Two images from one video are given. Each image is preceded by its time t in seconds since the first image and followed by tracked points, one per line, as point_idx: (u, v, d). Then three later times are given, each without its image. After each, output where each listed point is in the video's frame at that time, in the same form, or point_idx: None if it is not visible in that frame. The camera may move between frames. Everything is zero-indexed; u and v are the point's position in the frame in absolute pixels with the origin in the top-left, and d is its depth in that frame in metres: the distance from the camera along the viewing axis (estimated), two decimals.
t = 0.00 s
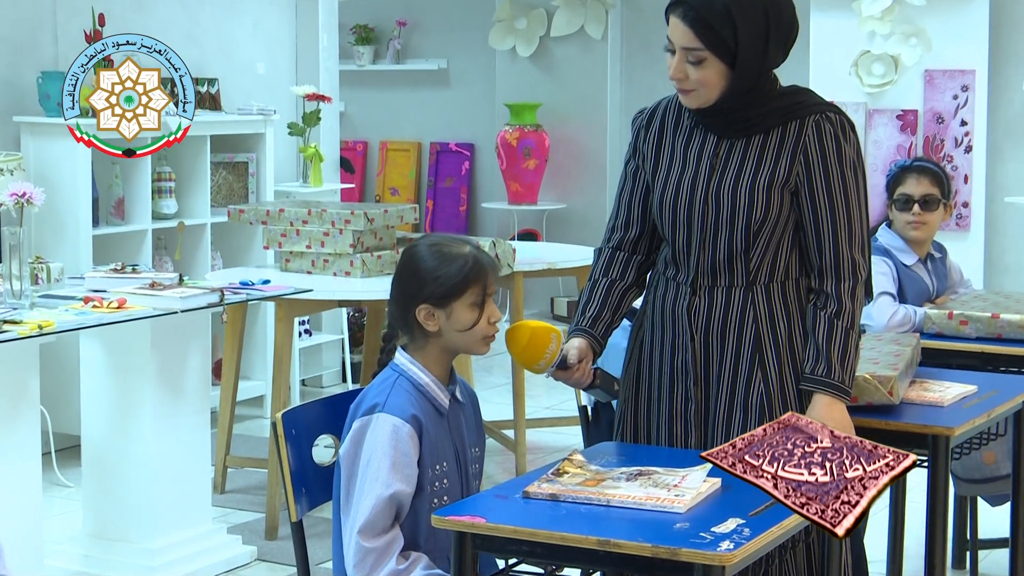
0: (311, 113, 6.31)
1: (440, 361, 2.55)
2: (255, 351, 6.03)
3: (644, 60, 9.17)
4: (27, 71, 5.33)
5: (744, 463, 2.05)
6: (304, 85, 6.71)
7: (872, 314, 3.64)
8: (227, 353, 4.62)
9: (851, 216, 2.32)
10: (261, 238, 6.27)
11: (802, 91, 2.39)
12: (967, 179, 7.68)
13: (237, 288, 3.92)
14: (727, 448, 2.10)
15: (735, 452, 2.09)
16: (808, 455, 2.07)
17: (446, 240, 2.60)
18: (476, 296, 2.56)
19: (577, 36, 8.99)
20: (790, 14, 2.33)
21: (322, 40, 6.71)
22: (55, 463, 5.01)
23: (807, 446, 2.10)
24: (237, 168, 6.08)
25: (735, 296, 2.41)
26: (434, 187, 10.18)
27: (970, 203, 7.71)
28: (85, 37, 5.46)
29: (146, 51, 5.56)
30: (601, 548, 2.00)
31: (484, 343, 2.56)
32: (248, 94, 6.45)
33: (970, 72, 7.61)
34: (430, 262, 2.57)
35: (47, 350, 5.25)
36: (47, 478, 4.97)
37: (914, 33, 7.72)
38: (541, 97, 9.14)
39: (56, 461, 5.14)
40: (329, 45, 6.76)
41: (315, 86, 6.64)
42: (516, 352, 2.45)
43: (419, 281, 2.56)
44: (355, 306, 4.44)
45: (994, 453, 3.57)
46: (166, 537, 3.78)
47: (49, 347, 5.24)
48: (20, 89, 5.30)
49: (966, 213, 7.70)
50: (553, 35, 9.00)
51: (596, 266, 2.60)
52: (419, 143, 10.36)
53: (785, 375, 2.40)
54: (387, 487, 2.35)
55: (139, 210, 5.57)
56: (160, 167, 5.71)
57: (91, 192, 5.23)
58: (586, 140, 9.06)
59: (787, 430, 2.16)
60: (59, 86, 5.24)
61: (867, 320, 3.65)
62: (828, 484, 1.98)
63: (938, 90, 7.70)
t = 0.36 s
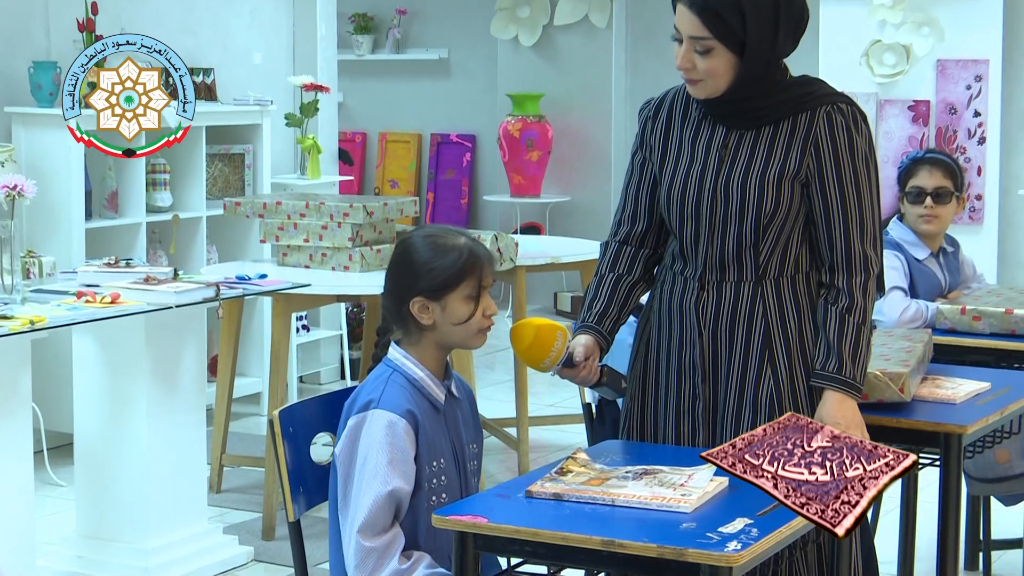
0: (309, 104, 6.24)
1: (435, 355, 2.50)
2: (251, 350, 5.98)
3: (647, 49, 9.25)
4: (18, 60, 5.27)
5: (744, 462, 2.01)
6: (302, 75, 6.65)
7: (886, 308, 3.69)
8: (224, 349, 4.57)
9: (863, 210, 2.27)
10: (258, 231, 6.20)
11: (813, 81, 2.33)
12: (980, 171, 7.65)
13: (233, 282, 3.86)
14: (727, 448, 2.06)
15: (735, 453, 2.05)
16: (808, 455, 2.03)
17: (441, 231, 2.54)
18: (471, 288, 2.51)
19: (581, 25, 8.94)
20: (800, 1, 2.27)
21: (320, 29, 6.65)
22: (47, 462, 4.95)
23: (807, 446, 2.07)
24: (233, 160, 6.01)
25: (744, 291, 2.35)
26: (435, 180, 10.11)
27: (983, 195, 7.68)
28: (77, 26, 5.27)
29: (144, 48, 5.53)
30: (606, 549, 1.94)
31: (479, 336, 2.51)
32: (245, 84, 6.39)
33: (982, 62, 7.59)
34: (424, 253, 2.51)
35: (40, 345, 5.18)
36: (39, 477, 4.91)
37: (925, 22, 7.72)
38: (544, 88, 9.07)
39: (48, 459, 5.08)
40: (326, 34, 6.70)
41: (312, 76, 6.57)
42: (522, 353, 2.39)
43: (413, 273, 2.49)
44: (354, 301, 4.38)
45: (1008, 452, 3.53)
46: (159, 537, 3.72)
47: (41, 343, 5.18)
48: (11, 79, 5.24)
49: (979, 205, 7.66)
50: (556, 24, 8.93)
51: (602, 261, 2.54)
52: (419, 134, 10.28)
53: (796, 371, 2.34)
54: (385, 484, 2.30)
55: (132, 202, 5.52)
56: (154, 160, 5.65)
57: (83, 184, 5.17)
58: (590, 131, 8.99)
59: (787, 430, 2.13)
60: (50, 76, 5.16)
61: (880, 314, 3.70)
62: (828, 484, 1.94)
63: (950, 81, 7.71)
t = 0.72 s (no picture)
0: (306, 96, 6.16)
1: (442, 353, 2.45)
2: (248, 346, 5.93)
3: (657, 40, 9.18)
4: (9, 51, 5.22)
5: (743, 461, 1.98)
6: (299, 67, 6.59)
7: (894, 305, 3.71)
8: (219, 346, 4.51)
9: (873, 204, 2.21)
10: (254, 227, 6.13)
11: (822, 73, 2.28)
12: (993, 164, 7.31)
13: (229, 278, 3.80)
14: (727, 447, 2.03)
15: (735, 452, 2.01)
16: (808, 453, 2.00)
17: (448, 227, 2.48)
18: (479, 286, 2.45)
19: (585, 16, 8.87)
20: None
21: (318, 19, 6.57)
22: (39, 462, 4.90)
23: (808, 445, 2.03)
24: (228, 153, 5.92)
25: (751, 288, 2.29)
26: (435, 173, 10.01)
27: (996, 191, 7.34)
28: (71, 16, 5.23)
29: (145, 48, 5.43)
30: (610, 551, 1.88)
31: (485, 334, 2.46)
32: (241, 75, 6.33)
33: (997, 53, 7.19)
34: (431, 250, 2.45)
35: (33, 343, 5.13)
36: (31, 478, 4.86)
37: (937, 12, 7.26)
38: (547, 81, 9.01)
39: (39, 460, 5.04)
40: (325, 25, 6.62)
41: (310, 68, 6.50)
42: (521, 348, 2.38)
43: (421, 270, 2.44)
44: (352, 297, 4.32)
45: (1020, 452, 3.48)
46: (153, 539, 3.66)
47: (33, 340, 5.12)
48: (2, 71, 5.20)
49: (991, 200, 7.31)
50: (559, 14, 8.87)
51: (606, 257, 2.48)
52: (419, 127, 10.22)
53: (803, 369, 2.29)
54: (387, 484, 2.24)
55: (126, 196, 5.42)
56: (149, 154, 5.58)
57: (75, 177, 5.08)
58: (595, 123, 8.92)
59: (787, 430, 2.10)
60: (43, 67, 5.11)
61: (888, 311, 3.71)
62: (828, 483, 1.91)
63: (963, 72, 7.28)
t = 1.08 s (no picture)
0: (302, 87, 6.08)
1: (447, 352, 2.39)
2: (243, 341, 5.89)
3: (658, 32, 9.08)
4: None
5: (742, 461, 1.93)
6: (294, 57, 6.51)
7: (902, 300, 3.67)
8: (213, 342, 4.45)
9: (881, 197, 2.16)
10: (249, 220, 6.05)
11: (828, 64, 2.22)
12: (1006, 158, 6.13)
13: (223, 273, 3.74)
14: (727, 446, 1.98)
15: (734, 451, 1.96)
16: (808, 453, 1.96)
17: (457, 224, 2.42)
18: (487, 284, 2.39)
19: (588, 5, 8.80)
20: None
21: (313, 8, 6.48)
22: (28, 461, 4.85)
23: (809, 445, 1.99)
24: (221, 145, 5.82)
25: (756, 283, 2.24)
26: (434, 167, 9.75)
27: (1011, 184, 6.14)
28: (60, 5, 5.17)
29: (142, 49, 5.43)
30: (612, 552, 1.83)
31: (492, 333, 2.39)
32: (235, 66, 6.26)
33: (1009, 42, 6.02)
34: (440, 248, 2.39)
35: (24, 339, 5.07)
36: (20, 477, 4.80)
37: None
38: (547, 71, 8.93)
39: (29, 459, 4.98)
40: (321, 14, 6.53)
41: (306, 58, 6.42)
42: (522, 345, 2.31)
43: (429, 268, 2.38)
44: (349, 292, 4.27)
45: None
46: (146, 539, 3.61)
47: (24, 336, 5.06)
48: None
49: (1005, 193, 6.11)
50: (561, 4, 8.79)
51: (608, 252, 2.42)
52: (417, 119, 9.94)
53: (810, 366, 2.23)
54: (389, 483, 2.19)
55: (117, 189, 5.35)
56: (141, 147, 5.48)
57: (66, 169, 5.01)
58: (597, 113, 8.87)
59: (787, 430, 2.05)
60: (32, 57, 5.01)
61: (898, 307, 3.69)
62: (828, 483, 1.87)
63: (974, 63, 6.10)
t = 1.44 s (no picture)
0: (298, 77, 6.04)
1: (442, 347, 2.34)
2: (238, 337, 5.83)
3: (663, 17, 9.12)
4: None
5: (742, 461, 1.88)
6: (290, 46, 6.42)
7: (912, 294, 3.68)
8: (206, 339, 4.40)
9: (889, 190, 2.10)
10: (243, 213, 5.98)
11: (834, 53, 2.16)
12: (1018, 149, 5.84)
13: (217, 267, 3.68)
14: (728, 446, 1.93)
15: (735, 451, 1.91)
16: (808, 452, 1.92)
17: (451, 215, 2.36)
18: (482, 276, 2.33)
19: None
20: None
21: None
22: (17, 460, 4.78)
23: (810, 445, 1.94)
24: (215, 137, 5.77)
25: (760, 279, 2.18)
26: (432, 158, 9.72)
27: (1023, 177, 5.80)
28: None
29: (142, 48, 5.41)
30: (615, 553, 1.77)
31: (490, 327, 2.33)
32: (228, 55, 6.18)
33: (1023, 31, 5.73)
34: (432, 239, 2.33)
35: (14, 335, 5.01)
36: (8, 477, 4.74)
37: None
38: (548, 60, 8.87)
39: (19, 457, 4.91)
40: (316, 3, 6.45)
41: (302, 48, 6.35)
42: (522, 344, 2.24)
43: (421, 259, 2.32)
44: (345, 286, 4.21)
45: None
46: (139, 540, 3.56)
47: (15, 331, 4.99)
48: None
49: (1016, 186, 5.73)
50: None
51: (610, 246, 2.36)
52: (415, 110, 9.83)
53: (816, 362, 2.17)
54: (384, 482, 2.13)
55: (109, 182, 5.26)
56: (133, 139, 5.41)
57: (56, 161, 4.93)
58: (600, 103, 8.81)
59: (786, 430, 2.00)
60: (21, 46, 4.93)
61: (906, 301, 3.68)
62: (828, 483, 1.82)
63: (985, 52, 5.79)
